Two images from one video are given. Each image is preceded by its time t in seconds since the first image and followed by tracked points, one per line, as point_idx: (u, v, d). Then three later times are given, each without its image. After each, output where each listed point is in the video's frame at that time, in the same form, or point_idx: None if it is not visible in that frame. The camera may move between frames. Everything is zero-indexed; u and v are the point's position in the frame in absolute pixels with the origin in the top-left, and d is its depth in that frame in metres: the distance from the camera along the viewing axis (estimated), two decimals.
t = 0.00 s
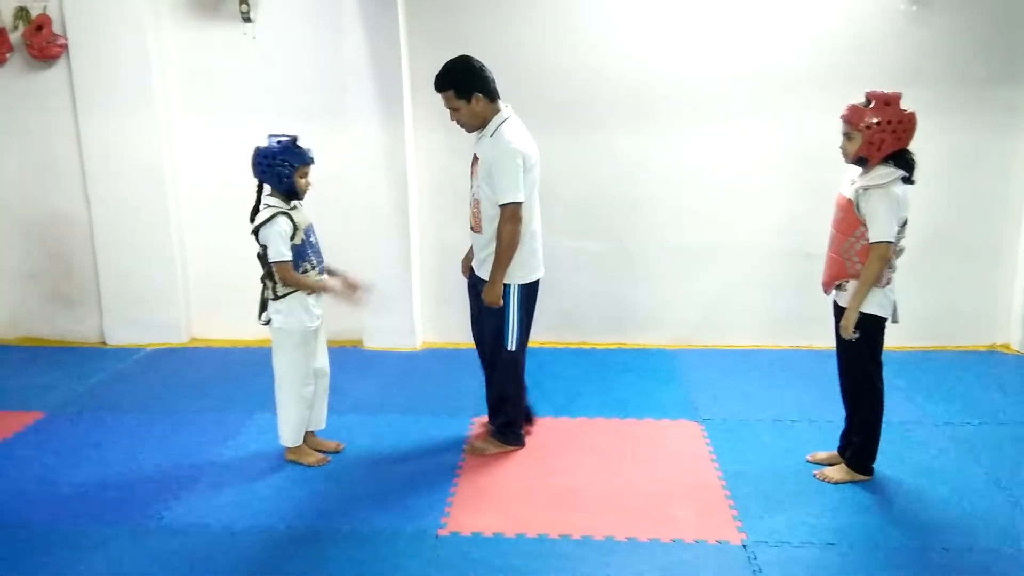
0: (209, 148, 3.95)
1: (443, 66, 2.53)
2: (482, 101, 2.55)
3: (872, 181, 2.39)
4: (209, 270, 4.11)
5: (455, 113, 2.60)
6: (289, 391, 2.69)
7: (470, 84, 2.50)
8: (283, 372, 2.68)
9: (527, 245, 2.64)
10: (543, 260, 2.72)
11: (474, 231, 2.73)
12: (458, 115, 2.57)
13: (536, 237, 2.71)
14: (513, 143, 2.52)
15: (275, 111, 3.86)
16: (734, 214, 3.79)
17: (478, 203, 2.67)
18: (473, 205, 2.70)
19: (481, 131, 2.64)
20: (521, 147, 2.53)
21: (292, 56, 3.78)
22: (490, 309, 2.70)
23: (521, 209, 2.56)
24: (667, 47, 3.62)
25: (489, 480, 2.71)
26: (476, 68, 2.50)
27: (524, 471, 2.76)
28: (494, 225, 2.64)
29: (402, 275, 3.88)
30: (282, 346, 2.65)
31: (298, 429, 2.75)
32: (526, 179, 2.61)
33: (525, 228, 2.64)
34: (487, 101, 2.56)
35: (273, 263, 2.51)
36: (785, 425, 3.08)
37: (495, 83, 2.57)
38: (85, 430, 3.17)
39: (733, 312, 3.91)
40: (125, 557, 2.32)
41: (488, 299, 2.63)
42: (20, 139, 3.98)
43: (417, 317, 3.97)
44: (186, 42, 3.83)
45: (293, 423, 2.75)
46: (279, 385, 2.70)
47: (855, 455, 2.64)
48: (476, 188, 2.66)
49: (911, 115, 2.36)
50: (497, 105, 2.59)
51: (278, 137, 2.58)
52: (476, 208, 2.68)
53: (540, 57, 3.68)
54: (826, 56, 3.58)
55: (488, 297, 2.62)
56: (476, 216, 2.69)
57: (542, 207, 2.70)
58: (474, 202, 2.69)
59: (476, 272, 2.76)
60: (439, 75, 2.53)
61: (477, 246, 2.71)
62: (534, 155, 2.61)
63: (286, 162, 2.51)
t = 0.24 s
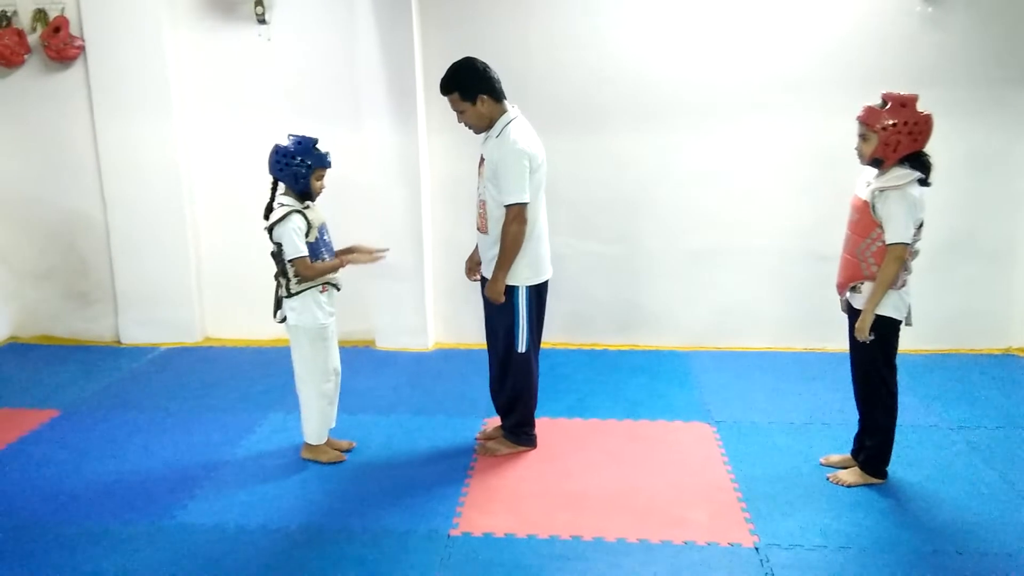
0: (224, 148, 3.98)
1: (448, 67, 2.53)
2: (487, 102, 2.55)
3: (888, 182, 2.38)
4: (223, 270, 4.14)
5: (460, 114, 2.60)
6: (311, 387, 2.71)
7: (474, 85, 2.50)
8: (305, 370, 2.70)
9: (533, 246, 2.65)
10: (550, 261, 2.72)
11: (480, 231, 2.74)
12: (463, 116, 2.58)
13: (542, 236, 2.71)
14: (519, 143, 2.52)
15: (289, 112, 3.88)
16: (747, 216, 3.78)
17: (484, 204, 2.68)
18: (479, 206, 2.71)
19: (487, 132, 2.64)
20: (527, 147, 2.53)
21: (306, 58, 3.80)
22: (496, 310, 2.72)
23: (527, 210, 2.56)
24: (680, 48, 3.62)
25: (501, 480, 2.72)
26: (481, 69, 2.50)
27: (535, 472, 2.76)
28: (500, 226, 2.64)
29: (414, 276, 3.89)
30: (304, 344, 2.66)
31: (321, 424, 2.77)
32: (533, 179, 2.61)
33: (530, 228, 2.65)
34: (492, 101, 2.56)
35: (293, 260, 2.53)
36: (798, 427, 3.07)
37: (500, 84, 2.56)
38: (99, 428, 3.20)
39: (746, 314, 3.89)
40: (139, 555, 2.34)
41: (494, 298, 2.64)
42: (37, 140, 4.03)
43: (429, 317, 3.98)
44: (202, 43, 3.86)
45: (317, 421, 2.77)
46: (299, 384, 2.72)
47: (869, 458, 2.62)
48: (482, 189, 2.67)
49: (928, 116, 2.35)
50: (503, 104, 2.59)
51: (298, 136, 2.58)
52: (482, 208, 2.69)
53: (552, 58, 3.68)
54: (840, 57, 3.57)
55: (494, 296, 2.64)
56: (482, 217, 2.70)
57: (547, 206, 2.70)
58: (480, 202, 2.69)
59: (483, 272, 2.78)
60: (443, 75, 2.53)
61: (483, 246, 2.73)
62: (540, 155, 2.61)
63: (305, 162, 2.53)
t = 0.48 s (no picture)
0: (230, 152, 3.99)
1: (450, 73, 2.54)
2: (490, 106, 2.55)
3: (896, 186, 2.38)
4: (229, 273, 4.15)
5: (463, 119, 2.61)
6: (311, 390, 2.71)
7: (476, 91, 2.50)
8: (307, 373, 2.70)
9: (539, 249, 2.64)
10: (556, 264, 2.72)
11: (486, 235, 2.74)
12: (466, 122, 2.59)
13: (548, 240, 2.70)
14: (523, 146, 2.52)
15: (296, 115, 3.89)
16: (753, 219, 3.77)
17: (489, 208, 2.68)
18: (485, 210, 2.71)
19: (491, 137, 2.64)
20: (531, 150, 2.54)
21: (313, 61, 3.81)
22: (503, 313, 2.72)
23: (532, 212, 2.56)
24: (686, 51, 3.62)
25: (506, 484, 2.72)
26: (482, 75, 2.50)
27: (541, 476, 2.76)
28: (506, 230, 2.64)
29: (420, 279, 3.89)
30: (307, 348, 2.67)
31: (320, 428, 2.77)
32: (538, 182, 2.61)
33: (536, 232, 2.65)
34: (495, 106, 2.56)
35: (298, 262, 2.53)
36: (804, 432, 3.06)
37: (503, 88, 2.56)
38: (106, 431, 3.21)
39: (752, 317, 3.88)
40: (144, 558, 2.34)
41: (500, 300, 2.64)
42: (45, 144, 4.05)
43: (434, 321, 3.99)
44: (209, 47, 3.87)
45: (316, 425, 2.77)
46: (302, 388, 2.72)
47: (875, 463, 2.61)
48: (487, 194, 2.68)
49: (935, 119, 2.34)
50: (506, 109, 2.59)
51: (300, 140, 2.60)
52: (488, 213, 2.69)
53: (558, 61, 3.68)
54: (847, 60, 3.56)
55: (501, 300, 2.63)
56: (488, 221, 2.70)
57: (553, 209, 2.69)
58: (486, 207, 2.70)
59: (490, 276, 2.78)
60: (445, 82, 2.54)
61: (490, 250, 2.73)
62: (545, 157, 2.61)
63: (308, 164, 2.54)
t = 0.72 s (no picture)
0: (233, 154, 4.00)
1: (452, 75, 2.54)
2: (491, 108, 2.55)
3: (901, 185, 2.37)
4: (232, 275, 4.15)
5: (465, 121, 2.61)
6: (314, 393, 2.72)
7: (478, 93, 2.51)
8: (310, 376, 2.70)
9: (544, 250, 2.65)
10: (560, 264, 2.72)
11: (490, 237, 2.74)
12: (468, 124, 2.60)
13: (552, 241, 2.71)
14: (527, 147, 2.52)
15: (298, 117, 3.90)
16: (756, 218, 3.77)
17: (493, 210, 2.68)
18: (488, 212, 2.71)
19: (493, 138, 2.64)
20: (535, 150, 2.54)
21: (315, 63, 3.81)
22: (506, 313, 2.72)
23: (536, 213, 2.57)
24: (688, 51, 3.61)
25: (510, 484, 2.72)
26: (484, 76, 2.50)
27: (545, 476, 2.77)
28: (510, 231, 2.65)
29: (423, 280, 3.90)
30: (310, 350, 2.67)
31: (321, 430, 2.77)
32: (541, 183, 2.61)
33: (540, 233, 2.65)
34: (497, 107, 2.56)
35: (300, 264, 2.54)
36: (808, 431, 3.06)
37: (504, 89, 2.57)
38: (110, 433, 3.22)
39: (755, 317, 3.88)
40: (149, 559, 2.35)
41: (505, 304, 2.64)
42: (48, 146, 4.06)
43: (438, 321, 3.99)
44: (212, 50, 3.88)
45: (315, 427, 2.77)
46: (305, 390, 2.72)
47: (879, 462, 2.61)
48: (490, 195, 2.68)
49: (938, 118, 2.34)
50: (508, 110, 2.59)
51: (295, 144, 2.61)
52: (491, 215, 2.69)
53: (561, 62, 3.68)
54: (849, 59, 3.55)
55: (507, 302, 2.64)
56: (491, 223, 2.70)
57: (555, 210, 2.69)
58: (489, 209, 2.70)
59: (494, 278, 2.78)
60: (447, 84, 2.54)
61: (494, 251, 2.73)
62: (548, 158, 2.62)
63: (306, 165, 2.54)
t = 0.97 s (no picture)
0: (234, 153, 4.00)
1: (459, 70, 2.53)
2: (498, 106, 2.56)
3: (903, 182, 2.37)
4: (233, 275, 4.15)
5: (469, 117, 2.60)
6: (316, 392, 2.72)
7: (487, 90, 2.51)
8: (312, 375, 2.70)
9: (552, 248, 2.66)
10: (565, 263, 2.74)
11: (494, 236, 2.73)
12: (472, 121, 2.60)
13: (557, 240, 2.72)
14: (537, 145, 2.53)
15: (299, 117, 3.90)
16: (757, 216, 3.77)
17: (497, 207, 2.67)
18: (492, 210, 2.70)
19: (498, 135, 2.63)
20: (543, 148, 2.54)
21: (316, 62, 3.81)
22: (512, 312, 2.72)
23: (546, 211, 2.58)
24: (689, 49, 3.61)
25: (512, 483, 2.72)
26: (492, 73, 2.51)
27: (547, 474, 2.77)
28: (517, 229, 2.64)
29: (425, 279, 3.89)
30: (312, 350, 2.67)
31: (323, 430, 2.77)
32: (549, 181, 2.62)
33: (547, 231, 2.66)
34: (503, 105, 2.56)
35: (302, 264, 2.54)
36: (810, 429, 3.05)
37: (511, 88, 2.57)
38: (112, 433, 3.22)
39: (757, 315, 3.88)
40: (151, 559, 2.35)
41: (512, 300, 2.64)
42: (49, 147, 4.06)
43: (439, 320, 3.99)
44: (212, 49, 3.88)
45: (318, 427, 2.77)
46: (307, 390, 2.72)
47: (882, 460, 2.61)
48: (495, 193, 2.67)
49: (939, 114, 2.34)
50: (514, 108, 2.60)
51: (294, 143, 2.61)
52: (496, 213, 2.68)
53: (561, 60, 3.68)
54: (850, 56, 3.55)
55: (514, 301, 2.63)
56: (496, 221, 2.69)
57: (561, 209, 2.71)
58: (493, 208, 2.68)
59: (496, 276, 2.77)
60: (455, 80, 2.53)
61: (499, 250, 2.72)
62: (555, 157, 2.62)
63: (305, 165, 2.54)
